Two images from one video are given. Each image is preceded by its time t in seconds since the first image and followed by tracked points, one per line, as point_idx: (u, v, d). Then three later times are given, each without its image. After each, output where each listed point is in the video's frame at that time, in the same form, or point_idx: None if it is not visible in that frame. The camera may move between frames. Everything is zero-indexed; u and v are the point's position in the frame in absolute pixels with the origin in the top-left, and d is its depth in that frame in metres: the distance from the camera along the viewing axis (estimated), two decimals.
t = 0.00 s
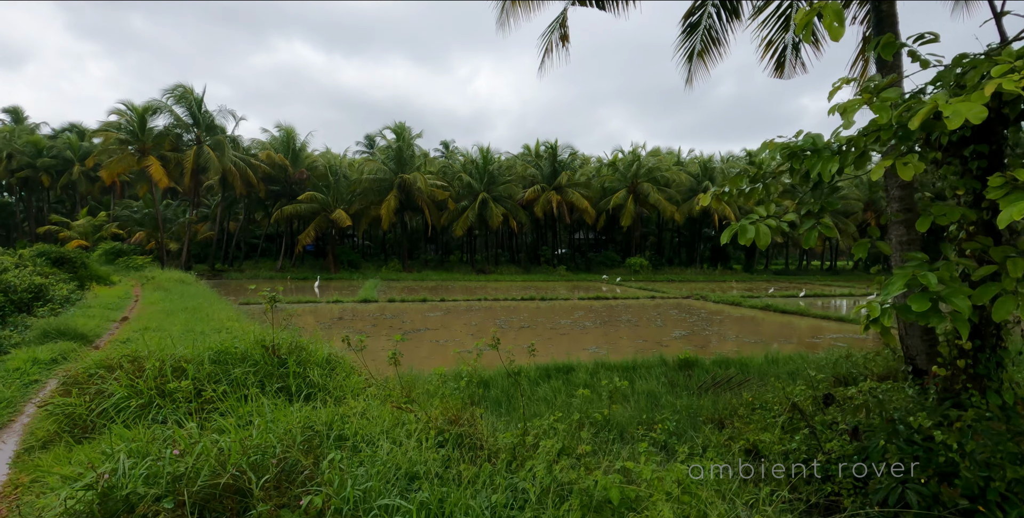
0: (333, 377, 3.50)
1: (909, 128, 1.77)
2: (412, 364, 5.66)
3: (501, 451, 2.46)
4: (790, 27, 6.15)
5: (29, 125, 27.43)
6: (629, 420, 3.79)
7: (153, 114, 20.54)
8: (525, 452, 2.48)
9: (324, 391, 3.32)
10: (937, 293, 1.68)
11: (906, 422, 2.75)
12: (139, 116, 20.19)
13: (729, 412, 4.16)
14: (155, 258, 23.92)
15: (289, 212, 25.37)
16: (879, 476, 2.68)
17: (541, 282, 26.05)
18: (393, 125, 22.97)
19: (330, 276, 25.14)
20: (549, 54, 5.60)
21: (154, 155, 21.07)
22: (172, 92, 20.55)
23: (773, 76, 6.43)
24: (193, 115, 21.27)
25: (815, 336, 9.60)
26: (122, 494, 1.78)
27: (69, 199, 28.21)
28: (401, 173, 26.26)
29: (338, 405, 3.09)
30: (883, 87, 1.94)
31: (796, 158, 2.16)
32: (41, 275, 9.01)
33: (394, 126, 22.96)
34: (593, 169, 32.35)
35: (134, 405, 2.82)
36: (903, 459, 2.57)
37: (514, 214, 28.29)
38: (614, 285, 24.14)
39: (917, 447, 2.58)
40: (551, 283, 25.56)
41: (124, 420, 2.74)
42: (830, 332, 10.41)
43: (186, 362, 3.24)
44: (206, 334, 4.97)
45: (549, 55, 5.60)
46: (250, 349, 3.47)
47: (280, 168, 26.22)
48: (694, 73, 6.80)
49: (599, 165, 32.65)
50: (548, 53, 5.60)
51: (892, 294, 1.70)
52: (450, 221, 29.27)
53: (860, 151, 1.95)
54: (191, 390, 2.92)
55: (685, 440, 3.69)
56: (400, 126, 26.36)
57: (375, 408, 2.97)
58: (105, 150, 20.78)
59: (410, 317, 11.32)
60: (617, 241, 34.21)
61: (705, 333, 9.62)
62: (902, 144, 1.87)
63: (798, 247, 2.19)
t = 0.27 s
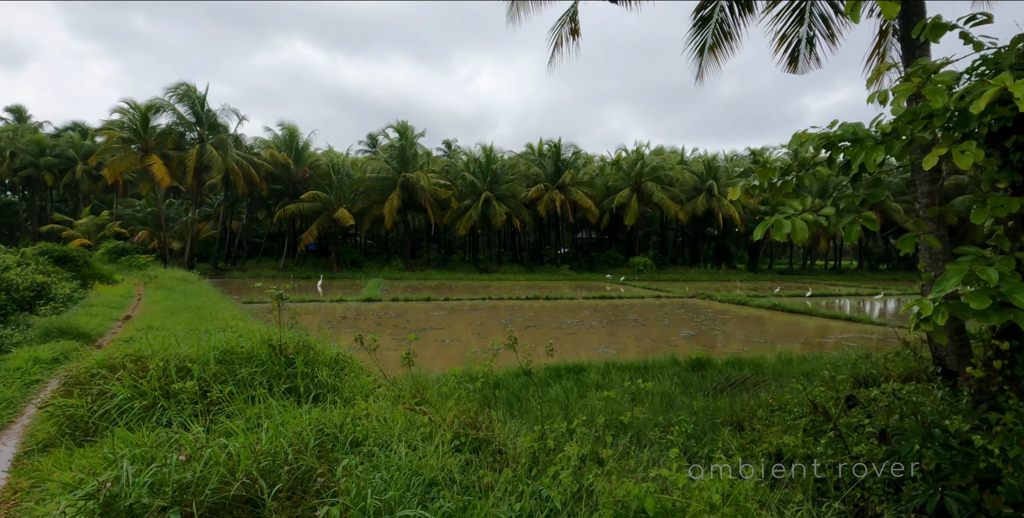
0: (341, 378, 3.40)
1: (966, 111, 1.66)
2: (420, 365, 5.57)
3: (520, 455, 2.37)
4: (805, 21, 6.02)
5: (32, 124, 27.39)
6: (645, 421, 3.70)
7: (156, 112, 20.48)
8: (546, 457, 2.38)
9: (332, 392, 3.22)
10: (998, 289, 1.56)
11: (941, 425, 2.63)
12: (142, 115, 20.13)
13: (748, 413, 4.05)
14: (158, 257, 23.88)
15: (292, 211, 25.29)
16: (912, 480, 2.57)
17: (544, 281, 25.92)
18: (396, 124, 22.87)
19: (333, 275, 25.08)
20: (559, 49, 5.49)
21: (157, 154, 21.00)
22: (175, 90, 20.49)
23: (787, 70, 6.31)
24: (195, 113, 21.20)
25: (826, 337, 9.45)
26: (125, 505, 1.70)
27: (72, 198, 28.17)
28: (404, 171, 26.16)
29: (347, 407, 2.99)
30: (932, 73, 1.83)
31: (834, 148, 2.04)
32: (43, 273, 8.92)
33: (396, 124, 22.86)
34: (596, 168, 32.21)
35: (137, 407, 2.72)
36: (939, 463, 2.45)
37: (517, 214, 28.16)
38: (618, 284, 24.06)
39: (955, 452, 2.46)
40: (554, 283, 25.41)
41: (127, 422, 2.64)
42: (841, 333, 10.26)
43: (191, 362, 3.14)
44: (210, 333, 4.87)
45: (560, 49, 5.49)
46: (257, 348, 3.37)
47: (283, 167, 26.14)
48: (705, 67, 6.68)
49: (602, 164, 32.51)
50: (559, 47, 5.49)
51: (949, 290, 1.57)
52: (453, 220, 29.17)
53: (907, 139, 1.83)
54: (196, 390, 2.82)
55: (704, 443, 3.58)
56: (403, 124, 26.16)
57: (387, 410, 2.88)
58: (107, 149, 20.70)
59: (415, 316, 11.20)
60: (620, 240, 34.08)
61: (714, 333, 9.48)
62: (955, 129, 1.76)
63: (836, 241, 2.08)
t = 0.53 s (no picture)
0: (350, 382, 3.30)
1: None
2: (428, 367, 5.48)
3: (540, 465, 2.27)
4: (820, 16, 5.90)
5: (34, 123, 27.34)
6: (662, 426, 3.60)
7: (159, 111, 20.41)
8: (568, 467, 2.28)
9: (342, 397, 3.12)
10: None
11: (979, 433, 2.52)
12: (145, 114, 20.06)
13: (767, 418, 3.94)
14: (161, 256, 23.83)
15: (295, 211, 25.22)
16: (949, 492, 2.47)
17: (548, 281, 25.82)
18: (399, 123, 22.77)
19: (336, 274, 25.01)
20: (570, 44, 5.39)
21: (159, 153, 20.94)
22: (178, 90, 20.42)
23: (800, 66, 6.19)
24: (198, 112, 21.12)
25: (836, 338, 9.33)
26: None
27: (74, 197, 28.14)
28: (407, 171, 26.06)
29: (358, 413, 2.89)
30: (989, 63, 1.73)
31: (879, 144, 1.93)
32: (45, 273, 8.85)
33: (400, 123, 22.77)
34: (600, 167, 32.10)
35: (140, 414, 2.62)
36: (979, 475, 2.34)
37: (520, 213, 28.07)
38: (622, 284, 23.97)
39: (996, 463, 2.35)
40: (558, 282, 25.32)
41: (131, 430, 2.54)
42: (851, 333, 10.13)
43: (195, 366, 3.04)
44: (214, 335, 4.77)
45: (570, 44, 5.38)
46: (264, 351, 3.27)
47: (286, 166, 26.06)
48: (716, 63, 6.56)
49: (606, 163, 32.39)
50: (569, 43, 5.39)
51: (1013, 293, 1.46)
52: (456, 219, 29.08)
53: (960, 134, 1.73)
54: (201, 397, 2.71)
55: (724, 450, 3.47)
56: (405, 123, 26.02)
57: (400, 417, 2.78)
58: (110, 148, 20.64)
59: (420, 316, 11.11)
60: (623, 240, 33.99)
61: (723, 334, 9.37)
62: (1014, 123, 1.64)
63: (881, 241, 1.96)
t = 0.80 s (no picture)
0: (360, 386, 3.22)
1: None
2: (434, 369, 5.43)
3: (558, 471, 2.19)
4: (832, 10, 5.79)
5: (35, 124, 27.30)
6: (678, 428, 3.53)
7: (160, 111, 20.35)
8: (587, 474, 2.20)
9: (350, 401, 3.03)
10: None
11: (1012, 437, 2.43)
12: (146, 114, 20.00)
13: (783, 420, 3.85)
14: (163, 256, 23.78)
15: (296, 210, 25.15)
16: (982, 499, 2.38)
17: (550, 280, 25.74)
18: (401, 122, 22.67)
19: (338, 274, 24.95)
20: (578, 40, 5.29)
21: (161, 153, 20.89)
22: (179, 90, 20.37)
23: (812, 61, 6.08)
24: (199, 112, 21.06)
25: (845, 337, 9.24)
26: None
27: (76, 198, 28.11)
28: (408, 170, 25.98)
29: (367, 418, 2.81)
30: None
31: (918, 135, 1.84)
32: (47, 274, 8.79)
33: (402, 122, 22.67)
34: (602, 165, 31.98)
35: (143, 420, 2.53)
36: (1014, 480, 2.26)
37: (522, 212, 27.98)
38: (625, 283, 23.87)
39: None
40: (560, 281, 25.21)
41: (134, 438, 2.46)
42: (860, 332, 10.04)
43: (199, 370, 2.95)
44: (219, 336, 4.69)
45: (578, 40, 5.29)
46: (271, 352, 3.19)
47: (288, 166, 26.00)
48: (725, 59, 6.46)
49: (608, 162, 32.27)
50: (576, 39, 5.30)
51: None
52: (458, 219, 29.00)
53: (1007, 127, 1.64)
54: (205, 402, 2.63)
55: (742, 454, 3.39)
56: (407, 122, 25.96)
57: (411, 422, 2.70)
58: (111, 149, 20.59)
59: (424, 316, 11.04)
60: (626, 239, 33.89)
61: (730, 333, 9.27)
62: None
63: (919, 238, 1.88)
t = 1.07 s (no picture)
0: (370, 386, 3.13)
1: None
2: (440, 368, 5.36)
3: (581, 475, 2.11)
4: (846, 4, 5.68)
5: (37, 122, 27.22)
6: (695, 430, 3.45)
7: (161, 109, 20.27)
8: (611, 478, 2.12)
9: (360, 402, 2.94)
10: None
11: None
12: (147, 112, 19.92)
13: (801, 422, 3.76)
14: (164, 254, 23.72)
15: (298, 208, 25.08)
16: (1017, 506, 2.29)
17: (553, 279, 25.65)
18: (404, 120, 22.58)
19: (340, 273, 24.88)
20: (588, 34, 5.22)
21: (163, 151, 20.82)
22: (181, 87, 20.30)
23: (825, 56, 5.97)
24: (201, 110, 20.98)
25: (854, 337, 9.15)
26: None
27: (77, 196, 28.04)
28: (410, 168, 25.90)
29: (378, 419, 2.73)
30: None
31: (965, 126, 1.75)
32: (49, 272, 8.71)
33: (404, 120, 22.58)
34: (604, 164, 31.87)
35: (147, 421, 2.45)
36: None
37: (525, 210, 27.91)
38: (628, 282, 23.78)
39: None
40: (563, 280, 25.11)
41: (137, 441, 2.37)
42: (868, 332, 9.95)
43: (204, 370, 2.86)
44: (224, 335, 4.60)
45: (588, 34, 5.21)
46: (278, 352, 3.10)
47: (290, 164, 25.92)
48: (736, 54, 6.37)
49: (611, 160, 32.15)
50: (587, 33, 5.22)
51: None
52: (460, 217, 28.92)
53: None
54: (211, 403, 2.54)
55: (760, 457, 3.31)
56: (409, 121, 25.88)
57: (424, 424, 2.62)
58: (113, 146, 20.51)
59: (427, 315, 10.95)
60: (628, 237, 33.80)
61: (738, 332, 9.19)
62: None
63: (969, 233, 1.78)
